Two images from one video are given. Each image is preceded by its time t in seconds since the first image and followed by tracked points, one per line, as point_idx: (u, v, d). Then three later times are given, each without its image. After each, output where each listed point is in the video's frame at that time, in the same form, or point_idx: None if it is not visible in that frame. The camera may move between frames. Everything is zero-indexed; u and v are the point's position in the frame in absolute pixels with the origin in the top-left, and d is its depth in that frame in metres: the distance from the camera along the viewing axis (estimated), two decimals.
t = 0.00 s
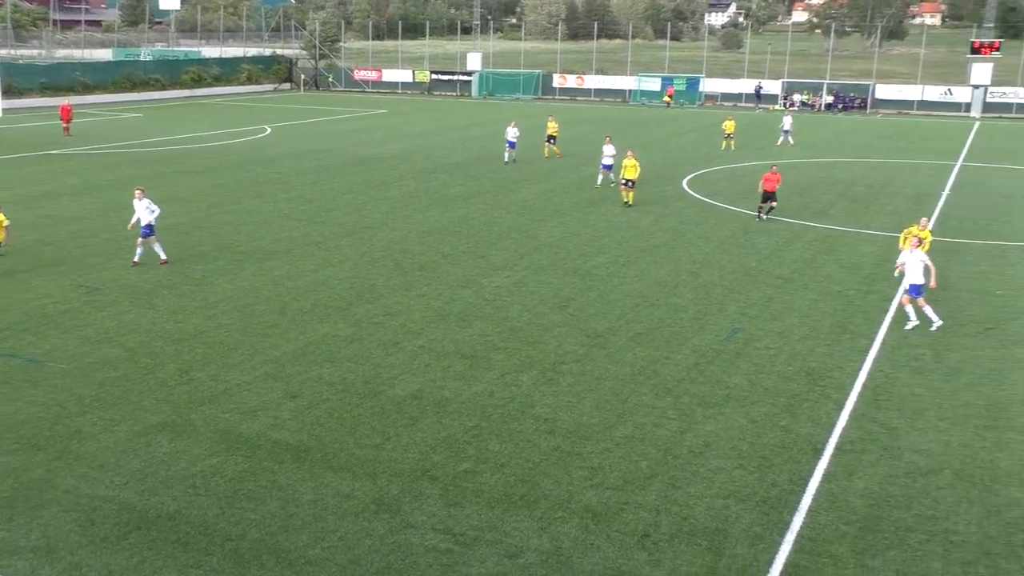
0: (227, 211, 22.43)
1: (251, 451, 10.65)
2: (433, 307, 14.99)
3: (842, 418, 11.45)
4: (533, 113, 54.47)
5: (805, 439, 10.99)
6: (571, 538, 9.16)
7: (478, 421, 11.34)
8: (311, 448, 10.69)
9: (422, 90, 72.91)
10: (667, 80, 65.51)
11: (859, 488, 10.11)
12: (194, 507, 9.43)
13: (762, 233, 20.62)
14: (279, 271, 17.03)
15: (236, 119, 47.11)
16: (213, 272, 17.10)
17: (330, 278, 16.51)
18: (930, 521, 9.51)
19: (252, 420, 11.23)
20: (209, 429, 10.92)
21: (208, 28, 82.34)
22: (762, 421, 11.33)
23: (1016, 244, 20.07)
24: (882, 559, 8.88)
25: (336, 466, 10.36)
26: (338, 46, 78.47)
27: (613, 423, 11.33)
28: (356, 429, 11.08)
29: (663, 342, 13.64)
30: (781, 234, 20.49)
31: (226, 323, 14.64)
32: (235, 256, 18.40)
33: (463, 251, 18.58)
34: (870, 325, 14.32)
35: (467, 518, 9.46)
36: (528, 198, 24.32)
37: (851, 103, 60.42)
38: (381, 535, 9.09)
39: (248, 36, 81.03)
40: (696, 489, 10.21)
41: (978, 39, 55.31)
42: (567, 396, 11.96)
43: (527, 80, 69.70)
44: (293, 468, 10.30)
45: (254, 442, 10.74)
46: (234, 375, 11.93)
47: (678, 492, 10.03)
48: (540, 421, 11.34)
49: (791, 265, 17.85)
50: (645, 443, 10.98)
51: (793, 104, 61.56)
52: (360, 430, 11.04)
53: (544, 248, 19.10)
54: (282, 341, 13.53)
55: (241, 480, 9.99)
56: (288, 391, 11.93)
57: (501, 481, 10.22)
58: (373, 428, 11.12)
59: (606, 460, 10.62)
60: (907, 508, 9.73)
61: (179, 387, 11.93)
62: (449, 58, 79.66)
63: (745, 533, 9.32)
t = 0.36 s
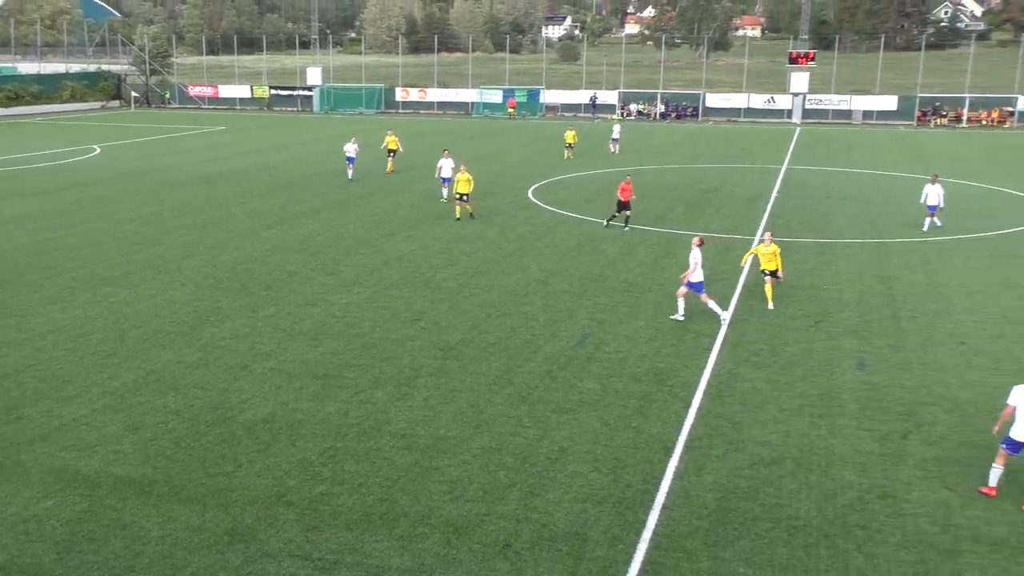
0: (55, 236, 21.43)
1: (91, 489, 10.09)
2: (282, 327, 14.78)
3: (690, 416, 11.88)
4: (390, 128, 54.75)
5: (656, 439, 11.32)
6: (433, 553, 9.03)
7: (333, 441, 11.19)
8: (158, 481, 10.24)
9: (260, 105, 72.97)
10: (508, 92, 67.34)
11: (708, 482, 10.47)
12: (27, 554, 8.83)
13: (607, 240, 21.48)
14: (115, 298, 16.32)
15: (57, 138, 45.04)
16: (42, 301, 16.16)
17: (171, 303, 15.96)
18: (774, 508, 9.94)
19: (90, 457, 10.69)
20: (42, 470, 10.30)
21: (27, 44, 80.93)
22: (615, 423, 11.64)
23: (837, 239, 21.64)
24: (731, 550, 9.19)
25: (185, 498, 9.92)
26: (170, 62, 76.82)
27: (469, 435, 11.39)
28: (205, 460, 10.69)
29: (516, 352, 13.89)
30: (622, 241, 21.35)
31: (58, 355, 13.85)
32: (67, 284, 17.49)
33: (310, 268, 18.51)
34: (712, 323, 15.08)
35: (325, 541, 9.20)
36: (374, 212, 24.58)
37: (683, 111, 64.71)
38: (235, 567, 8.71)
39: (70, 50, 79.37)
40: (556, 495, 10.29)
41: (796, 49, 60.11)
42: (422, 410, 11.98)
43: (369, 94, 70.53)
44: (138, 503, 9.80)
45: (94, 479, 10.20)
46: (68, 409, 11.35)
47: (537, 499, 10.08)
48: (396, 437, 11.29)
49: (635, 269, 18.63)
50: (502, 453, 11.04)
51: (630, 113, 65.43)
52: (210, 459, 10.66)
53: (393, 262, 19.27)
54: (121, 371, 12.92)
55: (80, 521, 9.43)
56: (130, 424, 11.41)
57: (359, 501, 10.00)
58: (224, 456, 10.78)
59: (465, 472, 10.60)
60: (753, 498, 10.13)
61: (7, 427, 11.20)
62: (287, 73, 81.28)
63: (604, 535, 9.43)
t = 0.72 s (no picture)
0: None
1: None
2: (165, 369, 14.40)
3: (585, 435, 12.02)
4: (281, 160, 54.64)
5: (552, 459, 11.37)
6: None
7: (223, 482, 10.83)
8: (34, 538, 9.67)
9: (131, 140, 72.47)
10: (388, 121, 68.97)
11: (606, 499, 10.50)
12: None
13: (494, 264, 22.33)
14: None
15: None
16: None
17: (44, 348, 15.34)
18: (671, 521, 10.04)
19: None
20: None
21: None
22: (511, 446, 11.67)
23: (717, 255, 22.54)
24: (632, 566, 9.19)
25: (64, 554, 9.37)
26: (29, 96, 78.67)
27: (365, 467, 11.21)
28: (85, 512, 10.17)
29: (409, 382, 13.94)
30: (507, 266, 21.98)
31: None
32: None
33: (192, 306, 18.25)
34: (597, 342, 15.60)
35: None
36: (258, 246, 24.80)
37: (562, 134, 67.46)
38: None
39: None
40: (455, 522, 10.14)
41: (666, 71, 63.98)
42: (317, 444, 11.79)
43: (245, 125, 72.04)
44: (12, 563, 9.22)
45: None
46: None
47: (436, 527, 9.89)
48: (289, 474, 11.01)
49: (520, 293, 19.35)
50: (400, 483, 10.86)
51: (510, 138, 67.80)
52: (91, 512, 10.15)
53: (278, 296, 19.33)
54: None
55: None
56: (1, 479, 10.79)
57: (252, 543, 9.63)
58: (106, 506, 10.30)
59: (362, 505, 10.35)
60: (650, 513, 10.21)
61: None
62: (157, 106, 86.33)
63: (505, 559, 9.30)
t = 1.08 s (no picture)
0: None
1: (21, 538, 11.23)
2: (188, 381, 16.85)
3: (546, 428, 14.20)
4: (272, 202, 59.22)
5: (518, 448, 13.51)
6: (337, 563, 10.47)
7: (242, 475, 12.80)
8: (83, 525, 11.48)
9: (153, 187, 80.34)
10: (373, 168, 78.66)
11: (564, 481, 12.50)
12: None
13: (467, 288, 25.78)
14: (29, 366, 18.06)
15: None
16: None
17: (83, 367, 17.81)
18: (617, 497, 11.95)
19: (18, 509, 11.91)
20: None
21: None
22: (483, 439, 13.81)
23: (651, 276, 26.79)
24: (586, 535, 10.99)
25: (109, 538, 11.16)
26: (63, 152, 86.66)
27: (361, 459, 13.25)
28: (127, 502, 12.06)
29: (396, 386, 16.29)
30: (478, 288, 25.70)
31: None
32: None
33: (208, 329, 21.12)
34: (555, 351, 18.31)
35: (241, 563, 10.52)
36: (261, 278, 28.13)
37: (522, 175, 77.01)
38: None
39: None
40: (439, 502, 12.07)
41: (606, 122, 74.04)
42: (319, 441, 13.84)
43: (250, 173, 80.60)
44: (66, 546, 10.96)
45: (23, 529, 11.36)
46: None
47: (423, 508, 11.80)
48: (298, 467, 13.04)
49: (489, 311, 22.43)
50: (391, 473, 12.84)
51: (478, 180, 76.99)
52: (131, 503, 12.03)
53: (281, 318, 22.17)
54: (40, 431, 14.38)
55: (13, 567, 10.50)
56: (53, 476, 12.77)
57: (268, 525, 11.47)
58: (145, 497, 12.20)
59: (359, 491, 12.30)
60: (600, 490, 12.17)
61: None
62: (174, 156, 97.09)
63: (481, 532, 11.14)
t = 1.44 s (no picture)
0: None
1: (17, 543, 11.22)
2: (185, 383, 17.08)
3: (539, 428, 14.36)
4: (266, 209, 59.74)
5: (511, 448, 13.65)
6: (333, 563, 10.45)
7: (237, 478, 12.85)
8: (79, 529, 11.47)
9: (151, 195, 81.10)
10: (367, 173, 78.82)
11: (557, 479, 12.58)
12: None
13: (459, 289, 26.09)
14: (29, 370, 18.25)
15: None
16: None
17: (82, 371, 18.00)
18: (610, 495, 12.00)
19: (16, 513, 11.94)
20: None
21: None
22: (477, 439, 13.96)
23: (640, 276, 27.18)
24: (580, 533, 10.99)
25: (105, 542, 11.11)
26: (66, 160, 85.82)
27: (356, 460, 13.33)
28: (123, 506, 12.06)
29: (390, 388, 16.49)
30: (471, 289, 26.04)
31: None
32: None
33: (206, 331, 21.43)
34: (546, 351, 18.59)
35: (237, 565, 10.50)
36: (257, 281, 28.43)
37: (510, 179, 78.14)
38: None
39: None
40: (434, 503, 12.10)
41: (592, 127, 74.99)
42: (314, 444, 13.94)
43: (246, 179, 80.53)
44: (62, 551, 10.93)
45: (20, 533, 11.36)
46: None
47: (418, 508, 11.80)
48: (294, 468, 13.11)
49: (481, 311, 22.73)
50: (386, 474, 12.91)
51: (467, 185, 77.69)
52: (127, 506, 12.03)
53: (277, 321, 22.43)
54: (39, 434, 14.50)
55: (10, 571, 10.48)
56: (51, 481, 12.84)
57: (263, 527, 11.44)
58: (141, 501, 12.20)
59: (355, 492, 12.32)
60: (593, 488, 12.23)
61: None
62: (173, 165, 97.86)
63: (476, 531, 11.15)
